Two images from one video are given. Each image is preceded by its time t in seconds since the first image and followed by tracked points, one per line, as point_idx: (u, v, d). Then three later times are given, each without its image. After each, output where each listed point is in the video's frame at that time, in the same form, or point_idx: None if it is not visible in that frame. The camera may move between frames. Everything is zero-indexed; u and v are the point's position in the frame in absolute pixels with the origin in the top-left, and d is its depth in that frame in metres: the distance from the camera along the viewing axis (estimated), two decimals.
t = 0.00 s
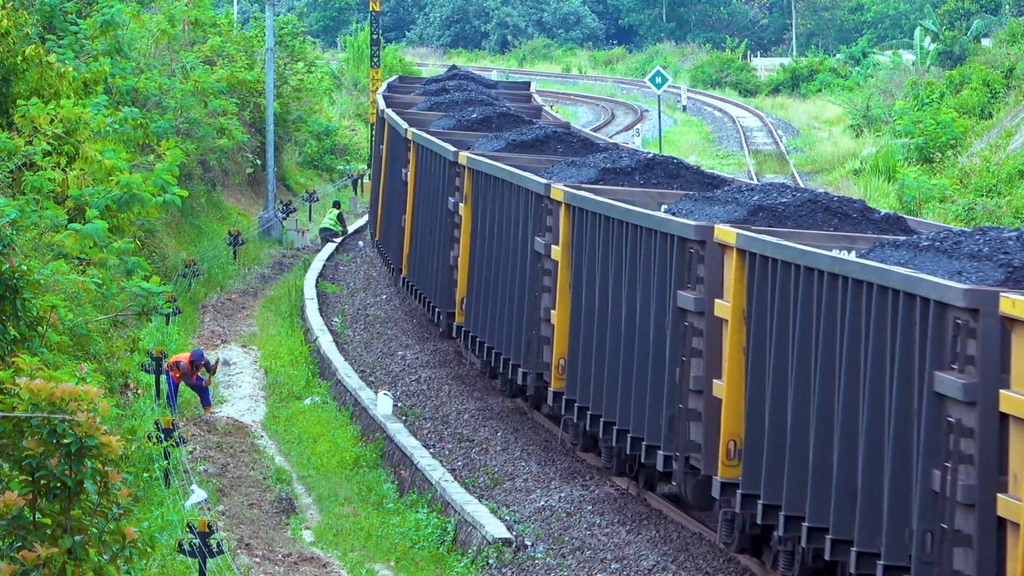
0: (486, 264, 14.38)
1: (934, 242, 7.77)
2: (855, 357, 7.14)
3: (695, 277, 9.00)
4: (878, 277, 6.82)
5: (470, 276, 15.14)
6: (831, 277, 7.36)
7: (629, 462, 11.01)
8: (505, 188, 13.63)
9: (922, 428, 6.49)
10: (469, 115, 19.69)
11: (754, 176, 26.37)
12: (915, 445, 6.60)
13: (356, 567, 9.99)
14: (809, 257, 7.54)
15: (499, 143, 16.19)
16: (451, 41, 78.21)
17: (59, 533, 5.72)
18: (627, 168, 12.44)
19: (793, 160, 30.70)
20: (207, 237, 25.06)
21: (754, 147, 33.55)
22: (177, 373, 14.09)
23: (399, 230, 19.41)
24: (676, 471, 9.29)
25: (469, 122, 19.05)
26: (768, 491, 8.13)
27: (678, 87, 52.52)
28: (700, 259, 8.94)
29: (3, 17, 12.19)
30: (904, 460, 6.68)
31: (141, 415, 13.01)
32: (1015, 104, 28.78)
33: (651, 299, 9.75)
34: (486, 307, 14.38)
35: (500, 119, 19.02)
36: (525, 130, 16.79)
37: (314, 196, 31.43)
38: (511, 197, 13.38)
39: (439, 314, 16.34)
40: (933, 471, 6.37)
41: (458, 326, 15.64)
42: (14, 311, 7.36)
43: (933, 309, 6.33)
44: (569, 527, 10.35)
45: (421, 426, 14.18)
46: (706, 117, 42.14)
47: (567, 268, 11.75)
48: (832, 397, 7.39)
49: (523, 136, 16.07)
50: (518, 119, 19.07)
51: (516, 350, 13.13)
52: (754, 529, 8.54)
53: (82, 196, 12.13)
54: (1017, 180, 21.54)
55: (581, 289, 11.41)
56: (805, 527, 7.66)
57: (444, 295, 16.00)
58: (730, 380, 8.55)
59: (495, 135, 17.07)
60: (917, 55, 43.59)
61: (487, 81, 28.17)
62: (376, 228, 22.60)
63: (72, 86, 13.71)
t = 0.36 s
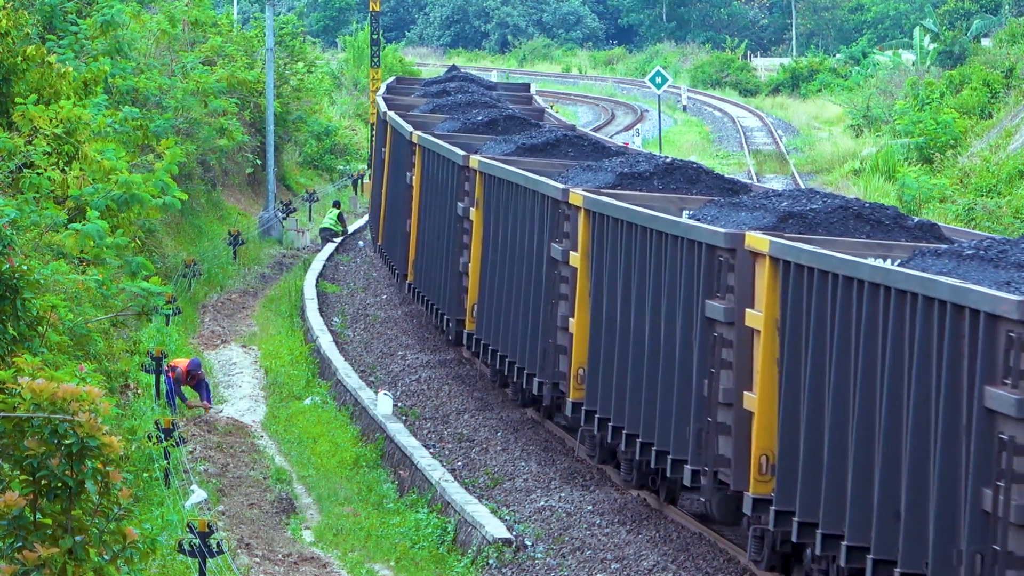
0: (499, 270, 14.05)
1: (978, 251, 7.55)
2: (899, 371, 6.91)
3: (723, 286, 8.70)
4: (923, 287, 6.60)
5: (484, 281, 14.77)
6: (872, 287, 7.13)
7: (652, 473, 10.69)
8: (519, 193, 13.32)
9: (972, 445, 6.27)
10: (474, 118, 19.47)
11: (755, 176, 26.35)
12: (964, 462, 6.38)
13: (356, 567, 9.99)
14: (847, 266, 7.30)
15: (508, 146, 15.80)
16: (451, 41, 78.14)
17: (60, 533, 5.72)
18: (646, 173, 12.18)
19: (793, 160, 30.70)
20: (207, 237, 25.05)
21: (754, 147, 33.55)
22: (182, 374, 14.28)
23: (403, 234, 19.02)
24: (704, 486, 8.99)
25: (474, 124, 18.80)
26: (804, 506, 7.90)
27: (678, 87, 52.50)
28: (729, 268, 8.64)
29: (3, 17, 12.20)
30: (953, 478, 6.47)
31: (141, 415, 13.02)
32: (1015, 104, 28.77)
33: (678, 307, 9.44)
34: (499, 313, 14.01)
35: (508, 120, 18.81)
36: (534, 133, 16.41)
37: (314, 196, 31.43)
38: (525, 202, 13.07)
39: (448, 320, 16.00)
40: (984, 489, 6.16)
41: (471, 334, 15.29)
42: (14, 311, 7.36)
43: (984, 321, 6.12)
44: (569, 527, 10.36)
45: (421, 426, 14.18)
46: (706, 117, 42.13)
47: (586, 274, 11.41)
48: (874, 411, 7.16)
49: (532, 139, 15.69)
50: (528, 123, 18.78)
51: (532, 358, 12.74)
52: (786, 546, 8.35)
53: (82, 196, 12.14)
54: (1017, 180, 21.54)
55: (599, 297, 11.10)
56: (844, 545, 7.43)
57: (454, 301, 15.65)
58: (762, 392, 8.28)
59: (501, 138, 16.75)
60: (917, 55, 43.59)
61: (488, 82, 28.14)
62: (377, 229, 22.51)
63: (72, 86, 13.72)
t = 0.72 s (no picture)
0: (512, 277, 13.62)
1: None
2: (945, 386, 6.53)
3: (755, 295, 8.27)
4: (971, 298, 6.24)
5: (495, 289, 14.33)
6: (916, 297, 6.75)
7: (675, 488, 10.26)
8: (530, 199, 12.90)
9: None
10: (480, 121, 19.00)
11: (755, 177, 26.32)
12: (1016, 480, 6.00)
13: (356, 567, 9.99)
14: (889, 276, 6.92)
15: (519, 151, 15.59)
16: (451, 41, 78.10)
17: (61, 534, 5.72)
18: (662, 177, 11.66)
19: (793, 160, 30.71)
20: (206, 237, 25.04)
21: (754, 147, 33.56)
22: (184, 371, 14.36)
23: (407, 239, 18.59)
24: (735, 502, 8.55)
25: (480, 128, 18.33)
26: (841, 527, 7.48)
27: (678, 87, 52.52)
28: (761, 277, 8.20)
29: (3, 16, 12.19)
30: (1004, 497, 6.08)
31: (141, 415, 13.02)
32: (1015, 104, 28.77)
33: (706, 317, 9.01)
34: (512, 322, 13.56)
35: (512, 120, 18.61)
36: (546, 136, 16.20)
37: (314, 196, 31.44)
38: (539, 207, 12.61)
39: (455, 328, 15.58)
40: None
41: (482, 343, 14.79)
42: (14, 311, 7.36)
43: None
44: (569, 527, 10.36)
45: (421, 426, 14.18)
46: (706, 117, 42.13)
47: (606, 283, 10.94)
48: (917, 428, 6.77)
49: (543, 144, 15.41)
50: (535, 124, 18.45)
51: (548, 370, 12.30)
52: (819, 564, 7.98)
53: (83, 196, 12.14)
54: (1017, 180, 21.54)
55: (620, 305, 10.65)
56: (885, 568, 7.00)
57: (461, 309, 15.21)
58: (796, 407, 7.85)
59: (512, 142, 16.45)
60: (917, 55, 43.59)
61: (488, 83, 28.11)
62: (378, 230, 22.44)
63: (73, 86, 13.71)
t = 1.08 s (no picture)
0: (528, 284, 13.10)
1: None
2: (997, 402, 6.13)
3: (788, 304, 7.81)
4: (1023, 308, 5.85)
5: (508, 295, 13.83)
6: (962, 309, 6.36)
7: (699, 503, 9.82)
8: (547, 203, 12.44)
9: None
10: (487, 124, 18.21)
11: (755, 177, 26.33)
12: None
13: (356, 567, 9.99)
14: (934, 286, 6.53)
15: (530, 155, 14.88)
16: (451, 41, 78.01)
17: (60, 533, 5.72)
18: (683, 182, 11.23)
19: (793, 160, 30.72)
20: (207, 237, 25.04)
21: (754, 147, 33.57)
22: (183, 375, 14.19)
23: (413, 243, 18.10)
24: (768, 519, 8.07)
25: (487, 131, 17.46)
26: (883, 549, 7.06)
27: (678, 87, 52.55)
28: (794, 286, 7.75)
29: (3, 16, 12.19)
30: None
31: (141, 415, 13.02)
32: (1015, 104, 28.77)
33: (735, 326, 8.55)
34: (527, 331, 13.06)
35: (516, 119, 18.42)
36: (555, 141, 15.57)
37: (314, 196, 31.45)
38: (556, 213, 12.12)
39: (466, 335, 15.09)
40: None
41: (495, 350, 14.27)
42: (15, 311, 7.36)
43: None
44: (569, 527, 10.36)
45: (421, 426, 14.18)
46: (706, 117, 42.14)
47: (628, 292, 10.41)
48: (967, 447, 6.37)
49: (554, 147, 14.76)
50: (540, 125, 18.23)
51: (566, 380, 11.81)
52: None
53: (83, 196, 12.15)
54: (1017, 180, 21.54)
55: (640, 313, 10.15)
56: None
57: (473, 316, 14.71)
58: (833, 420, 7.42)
59: (520, 145, 15.85)
60: (917, 55, 43.60)
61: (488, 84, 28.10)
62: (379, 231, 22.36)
63: (73, 86, 13.72)
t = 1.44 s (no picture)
0: (545, 290, 12.60)
1: None
2: None
3: (823, 315, 7.33)
4: None
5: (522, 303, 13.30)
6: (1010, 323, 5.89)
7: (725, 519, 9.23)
8: (563, 208, 11.97)
9: None
10: (493, 126, 17.84)
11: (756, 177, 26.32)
12: None
13: (357, 567, 9.99)
14: (981, 298, 6.06)
15: (539, 159, 14.23)
16: (451, 41, 77.91)
17: (60, 533, 5.72)
18: (705, 187, 10.78)
19: (793, 160, 30.72)
20: (207, 237, 25.04)
21: (754, 147, 33.58)
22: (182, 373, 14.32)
23: (418, 247, 17.70)
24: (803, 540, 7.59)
25: (494, 133, 17.31)
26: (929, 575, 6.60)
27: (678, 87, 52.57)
28: (830, 297, 7.26)
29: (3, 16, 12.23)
30: None
31: (141, 415, 13.02)
32: (1015, 104, 28.75)
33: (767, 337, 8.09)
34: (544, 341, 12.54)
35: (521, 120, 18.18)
36: (566, 143, 14.92)
37: (314, 196, 31.44)
38: (574, 217, 11.65)
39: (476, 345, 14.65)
40: None
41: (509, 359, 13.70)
42: (14, 311, 7.35)
43: None
44: (569, 527, 10.36)
45: (421, 426, 14.18)
46: (705, 117, 42.12)
47: (650, 301, 9.91)
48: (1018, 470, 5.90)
49: (565, 151, 14.15)
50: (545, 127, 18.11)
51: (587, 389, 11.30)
52: None
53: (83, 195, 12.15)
54: (1017, 180, 21.52)
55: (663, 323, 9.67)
56: None
57: (484, 326, 14.24)
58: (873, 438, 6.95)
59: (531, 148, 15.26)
60: (917, 55, 43.60)
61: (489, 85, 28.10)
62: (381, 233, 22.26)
63: (73, 86, 13.73)
